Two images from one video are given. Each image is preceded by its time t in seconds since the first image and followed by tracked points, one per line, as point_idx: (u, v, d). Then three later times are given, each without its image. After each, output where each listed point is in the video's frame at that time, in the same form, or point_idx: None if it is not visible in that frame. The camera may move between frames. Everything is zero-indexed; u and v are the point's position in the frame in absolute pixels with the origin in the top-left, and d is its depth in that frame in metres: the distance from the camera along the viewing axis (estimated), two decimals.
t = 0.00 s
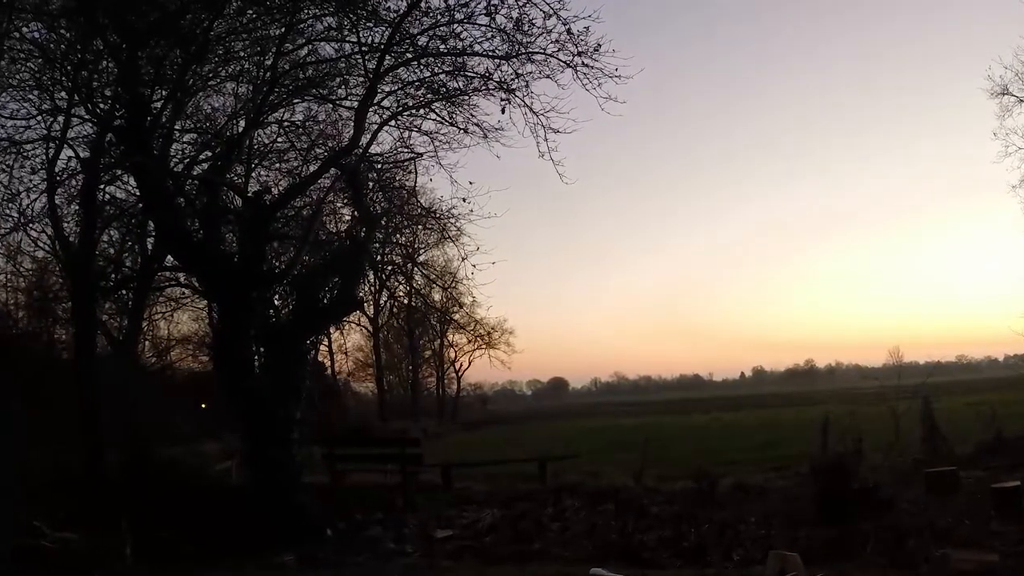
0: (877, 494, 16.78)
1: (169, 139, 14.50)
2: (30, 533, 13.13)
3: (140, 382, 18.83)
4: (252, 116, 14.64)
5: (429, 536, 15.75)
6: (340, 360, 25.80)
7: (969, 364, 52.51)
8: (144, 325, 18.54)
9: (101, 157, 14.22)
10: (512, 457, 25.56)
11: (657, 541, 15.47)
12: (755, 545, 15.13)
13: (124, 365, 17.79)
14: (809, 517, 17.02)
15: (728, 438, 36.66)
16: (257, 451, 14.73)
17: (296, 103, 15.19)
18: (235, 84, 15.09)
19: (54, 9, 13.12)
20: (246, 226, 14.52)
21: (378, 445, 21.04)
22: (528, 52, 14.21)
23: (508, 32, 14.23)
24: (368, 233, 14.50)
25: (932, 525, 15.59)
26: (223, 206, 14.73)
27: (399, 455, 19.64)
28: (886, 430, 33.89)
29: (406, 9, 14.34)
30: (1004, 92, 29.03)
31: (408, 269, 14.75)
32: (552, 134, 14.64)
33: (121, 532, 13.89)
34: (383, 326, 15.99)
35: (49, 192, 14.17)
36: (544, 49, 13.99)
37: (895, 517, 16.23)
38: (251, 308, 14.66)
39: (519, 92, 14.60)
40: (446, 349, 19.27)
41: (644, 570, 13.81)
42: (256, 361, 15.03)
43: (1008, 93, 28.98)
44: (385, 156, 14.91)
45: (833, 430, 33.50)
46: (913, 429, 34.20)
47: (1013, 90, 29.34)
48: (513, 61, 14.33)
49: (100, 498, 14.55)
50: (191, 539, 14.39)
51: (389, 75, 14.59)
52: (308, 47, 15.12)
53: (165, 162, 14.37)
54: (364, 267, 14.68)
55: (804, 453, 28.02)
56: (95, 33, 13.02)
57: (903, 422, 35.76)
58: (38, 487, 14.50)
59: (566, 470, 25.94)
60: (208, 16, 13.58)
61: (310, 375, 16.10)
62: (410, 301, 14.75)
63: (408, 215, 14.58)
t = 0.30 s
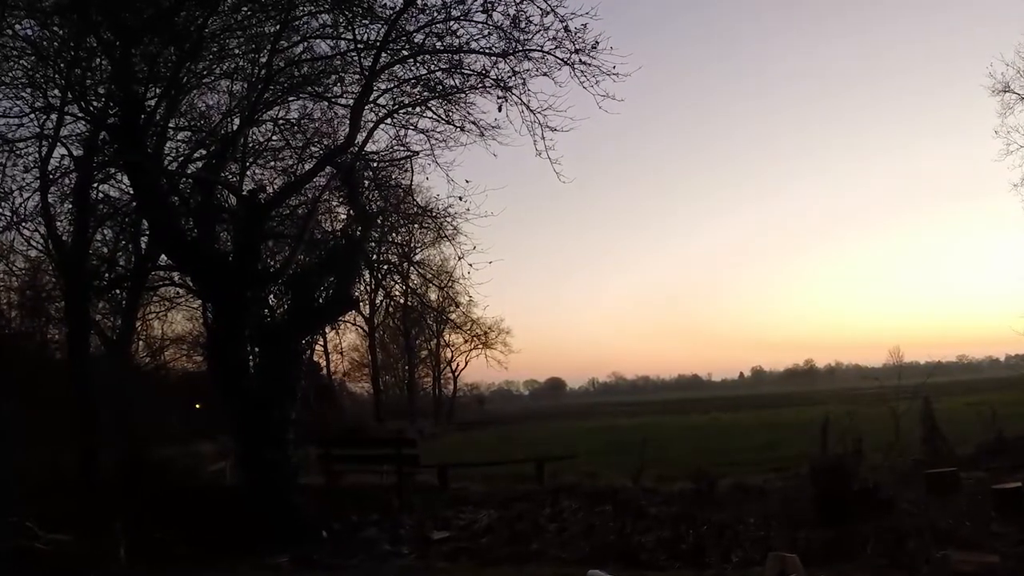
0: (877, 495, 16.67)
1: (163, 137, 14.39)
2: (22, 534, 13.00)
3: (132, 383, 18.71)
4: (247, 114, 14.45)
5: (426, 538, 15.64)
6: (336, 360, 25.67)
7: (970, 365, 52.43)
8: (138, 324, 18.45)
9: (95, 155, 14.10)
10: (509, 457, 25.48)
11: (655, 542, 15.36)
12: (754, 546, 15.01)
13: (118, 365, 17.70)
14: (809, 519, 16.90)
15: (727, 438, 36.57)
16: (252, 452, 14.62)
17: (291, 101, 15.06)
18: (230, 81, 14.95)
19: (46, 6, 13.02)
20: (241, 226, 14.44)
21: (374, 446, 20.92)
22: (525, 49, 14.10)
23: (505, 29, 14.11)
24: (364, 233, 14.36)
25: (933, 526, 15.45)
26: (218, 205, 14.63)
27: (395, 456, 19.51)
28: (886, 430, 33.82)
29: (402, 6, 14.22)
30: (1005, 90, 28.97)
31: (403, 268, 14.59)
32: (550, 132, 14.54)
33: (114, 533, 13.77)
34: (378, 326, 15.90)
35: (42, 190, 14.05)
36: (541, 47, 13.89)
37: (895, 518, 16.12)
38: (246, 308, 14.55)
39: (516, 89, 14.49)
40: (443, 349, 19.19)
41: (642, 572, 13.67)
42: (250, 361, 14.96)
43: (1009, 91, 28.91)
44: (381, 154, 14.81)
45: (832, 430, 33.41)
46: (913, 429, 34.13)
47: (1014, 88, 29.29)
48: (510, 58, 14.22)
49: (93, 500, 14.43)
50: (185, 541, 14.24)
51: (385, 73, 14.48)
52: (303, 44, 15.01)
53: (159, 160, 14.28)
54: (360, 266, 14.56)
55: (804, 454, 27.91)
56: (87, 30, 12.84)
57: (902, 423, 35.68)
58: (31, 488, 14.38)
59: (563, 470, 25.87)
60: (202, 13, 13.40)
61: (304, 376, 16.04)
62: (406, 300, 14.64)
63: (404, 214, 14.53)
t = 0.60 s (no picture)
0: (877, 496, 16.54)
1: (158, 135, 14.23)
2: (14, 535, 12.87)
3: (125, 384, 18.60)
4: (241, 112, 14.19)
5: (422, 539, 15.53)
6: (332, 361, 25.57)
7: (972, 365, 52.36)
8: (131, 324, 18.32)
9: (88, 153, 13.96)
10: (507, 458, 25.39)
11: (654, 543, 15.23)
12: (753, 547, 14.89)
13: (112, 365, 17.58)
14: (808, 520, 16.78)
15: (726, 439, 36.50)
16: (247, 453, 14.50)
17: (286, 99, 14.96)
18: (224, 79, 14.86)
19: (39, 3, 12.98)
20: (236, 226, 14.29)
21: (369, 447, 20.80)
22: (522, 47, 13.97)
23: (502, 26, 13.99)
24: (360, 231, 14.29)
25: (934, 528, 15.33)
26: (212, 203, 14.60)
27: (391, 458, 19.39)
28: (887, 431, 33.75)
29: (399, 3, 14.08)
30: (1005, 88, 28.87)
31: (399, 267, 14.66)
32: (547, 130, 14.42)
33: (107, 535, 13.64)
34: (374, 326, 15.71)
35: (35, 189, 13.93)
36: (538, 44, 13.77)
37: (894, 520, 15.99)
38: (242, 307, 14.43)
39: (514, 87, 14.36)
40: (439, 348, 19.12)
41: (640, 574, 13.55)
42: (245, 362, 14.82)
43: (1010, 89, 28.78)
44: (376, 153, 14.67)
45: (833, 431, 33.33)
46: (914, 429, 34.03)
47: (1015, 86, 29.21)
48: (507, 56, 14.09)
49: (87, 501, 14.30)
50: (179, 543, 14.12)
51: (381, 70, 14.37)
52: (297, 42, 14.90)
53: (153, 158, 14.15)
54: (355, 264, 14.54)
55: (803, 455, 27.81)
56: (80, 27, 12.73)
57: (902, 423, 35.59)
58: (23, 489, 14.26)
59: (561, 472, 25.76)
60: (196, 10, 13.32)
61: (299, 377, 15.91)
62: (402, 300, 14.52)
63: (400, 213, 14.40)
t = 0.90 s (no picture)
0: (877, 497, 16.42)
1: (152, 133, 14.16)
2: (7, 537, 12.76)
3: (120, 385, 18.53)
4: (236, 110, 14.26)
5: (418, 540, 15.42)
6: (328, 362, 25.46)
7: (973, 365, 52.23)
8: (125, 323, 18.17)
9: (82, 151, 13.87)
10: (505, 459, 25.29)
11: (652, 545, 15.11)
12: (752, 549, 14.77)
13: (105, 366, 17.45)
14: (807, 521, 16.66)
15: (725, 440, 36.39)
16: (241, 454, 14.49)
17: (281, 96, 14.93)
18: (219, 77, 14.73)
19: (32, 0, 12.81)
20: (230, 225, 14.23)
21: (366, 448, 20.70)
22: (519, 44, 13.85)
23: (499, 24, 13.87)
24: (356, 229, 14.27)
25: (934, 529, 15.20)
26: (206, 203, 14.38)
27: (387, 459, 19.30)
28: (888, 432, 33.64)
29: None
30: (1006, 86, 28.74)
31: (395, 266, 14.42)
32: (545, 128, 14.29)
33: (101, 536, 13.54)
34: (370, 324, 15.70)
35: (28, 187, 13.78)
36: (535, 42, 13.63)
37: (895, 521, 15.87)
38: (236, 306, 14.38)
39: (511, 85, 14.24)
40: (435, 348, 19.07)
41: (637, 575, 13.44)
42: (240, 362, 14.74)
43: (1011, 87, 28.66)
44: (372, 151, 14.57)
45: (833, 432, 33.22)
46: (915, 429, 33.91)
47: (1016, 84, 29.10)
48: (504, 53, 13.97)
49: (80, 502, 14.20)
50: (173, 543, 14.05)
51: (377, 68, 14.27)
52: (293, 39, 14.77)
53: (147, 157, 13.98)
54: (351, 264, 14.42)
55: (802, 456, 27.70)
56: (74, 25, 12.78)
57: (903, 424, 35.47)
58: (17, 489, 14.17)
59: (559, 473, 25.67)
60: (191, 7, 13.15)
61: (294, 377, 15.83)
62: (398, 299, 14.49)
63: (396, 212, 14.26)
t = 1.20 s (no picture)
0: (877, 498, 16.32)
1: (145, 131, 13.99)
2: None
3: (113, 385, 18.47)
4: (231, 108, 14.22)
5: (414, 542, 15.35)
6: (324, 362, 25.39)
7: (973, 365, 52.21)
8: (119, 322, 18.05)
9: (76, 149, 13.80)
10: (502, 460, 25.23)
11: (650, 546, 15.03)
12: (751, 549, 14.70)
13: (98, 366, 17.36)
14: (806, 522, 16.59)
15: (724, 441, 36.33)
16: (236, 455, 14.48)
17: (276, 94, 14.87)
18: (213, 74, 14.70)
19: None
20: (225, 224, 14.07)
21: (362, 448, 20.63)
22: (516, 42, 13.73)
23: (496, 21, 13.75)
24: (351, 228, 14.16)
25: (935, 529, 15.13)
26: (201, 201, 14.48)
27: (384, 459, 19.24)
28: (888, 432, 33.53)
29: None
30: (1008, 83, 28.58)
31: (392, 265, 14.45)
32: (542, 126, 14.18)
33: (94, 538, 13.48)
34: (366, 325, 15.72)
35: (21, 186, 13.73)
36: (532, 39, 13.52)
37: (895, 522, 15.77)
38: (231, 306, 14.29)
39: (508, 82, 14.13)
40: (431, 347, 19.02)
41: None
42: (234, 362, 14.80)
43: (1012, 85, 28.46)
44: (368, 149, 14.49)
45: (833, 432, 33.12)
46: (915, 430, 33.80)
47: (1017, 83, 28.92)
48: (501, 50, 13.85)
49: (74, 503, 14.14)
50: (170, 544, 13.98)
51: (373, 66, 14.17)
52: (288, 37, 14.69)
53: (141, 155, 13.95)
54: (346, 262, 14.31)
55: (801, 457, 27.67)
56: (68, 22, 12.55)
57: (903, 424, 35.36)
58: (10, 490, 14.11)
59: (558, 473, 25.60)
60: (185, 4, 13.13)
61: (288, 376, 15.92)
62: (395, 299, 14.36)
63: (392, 210, 14.25)
